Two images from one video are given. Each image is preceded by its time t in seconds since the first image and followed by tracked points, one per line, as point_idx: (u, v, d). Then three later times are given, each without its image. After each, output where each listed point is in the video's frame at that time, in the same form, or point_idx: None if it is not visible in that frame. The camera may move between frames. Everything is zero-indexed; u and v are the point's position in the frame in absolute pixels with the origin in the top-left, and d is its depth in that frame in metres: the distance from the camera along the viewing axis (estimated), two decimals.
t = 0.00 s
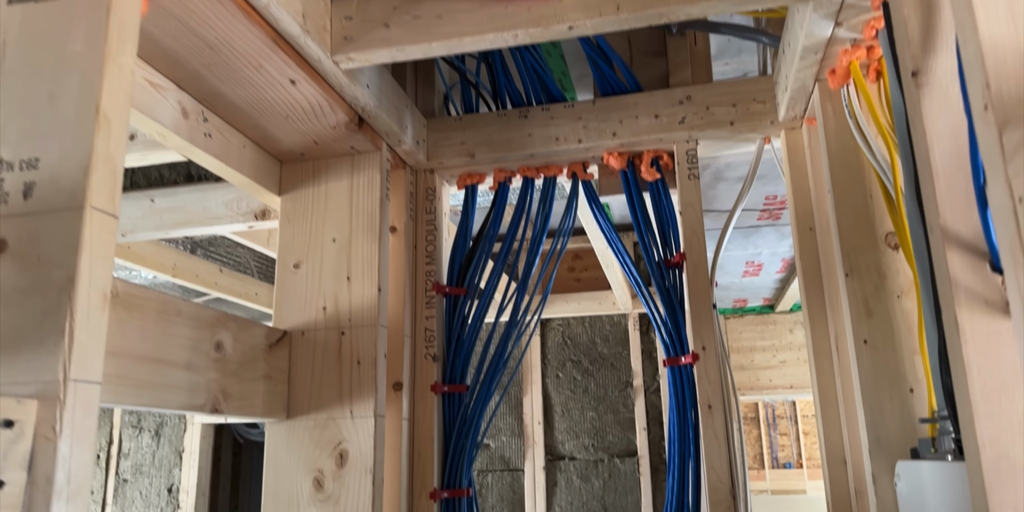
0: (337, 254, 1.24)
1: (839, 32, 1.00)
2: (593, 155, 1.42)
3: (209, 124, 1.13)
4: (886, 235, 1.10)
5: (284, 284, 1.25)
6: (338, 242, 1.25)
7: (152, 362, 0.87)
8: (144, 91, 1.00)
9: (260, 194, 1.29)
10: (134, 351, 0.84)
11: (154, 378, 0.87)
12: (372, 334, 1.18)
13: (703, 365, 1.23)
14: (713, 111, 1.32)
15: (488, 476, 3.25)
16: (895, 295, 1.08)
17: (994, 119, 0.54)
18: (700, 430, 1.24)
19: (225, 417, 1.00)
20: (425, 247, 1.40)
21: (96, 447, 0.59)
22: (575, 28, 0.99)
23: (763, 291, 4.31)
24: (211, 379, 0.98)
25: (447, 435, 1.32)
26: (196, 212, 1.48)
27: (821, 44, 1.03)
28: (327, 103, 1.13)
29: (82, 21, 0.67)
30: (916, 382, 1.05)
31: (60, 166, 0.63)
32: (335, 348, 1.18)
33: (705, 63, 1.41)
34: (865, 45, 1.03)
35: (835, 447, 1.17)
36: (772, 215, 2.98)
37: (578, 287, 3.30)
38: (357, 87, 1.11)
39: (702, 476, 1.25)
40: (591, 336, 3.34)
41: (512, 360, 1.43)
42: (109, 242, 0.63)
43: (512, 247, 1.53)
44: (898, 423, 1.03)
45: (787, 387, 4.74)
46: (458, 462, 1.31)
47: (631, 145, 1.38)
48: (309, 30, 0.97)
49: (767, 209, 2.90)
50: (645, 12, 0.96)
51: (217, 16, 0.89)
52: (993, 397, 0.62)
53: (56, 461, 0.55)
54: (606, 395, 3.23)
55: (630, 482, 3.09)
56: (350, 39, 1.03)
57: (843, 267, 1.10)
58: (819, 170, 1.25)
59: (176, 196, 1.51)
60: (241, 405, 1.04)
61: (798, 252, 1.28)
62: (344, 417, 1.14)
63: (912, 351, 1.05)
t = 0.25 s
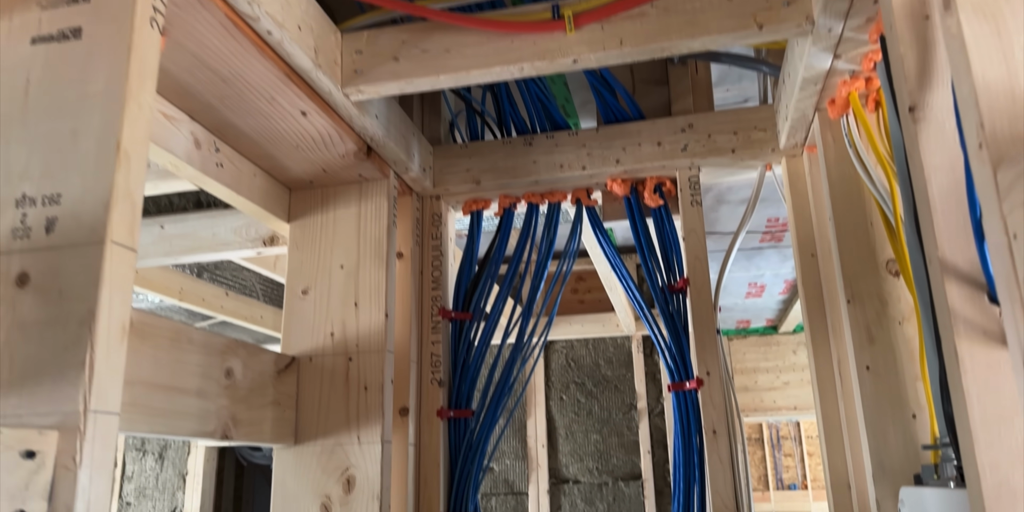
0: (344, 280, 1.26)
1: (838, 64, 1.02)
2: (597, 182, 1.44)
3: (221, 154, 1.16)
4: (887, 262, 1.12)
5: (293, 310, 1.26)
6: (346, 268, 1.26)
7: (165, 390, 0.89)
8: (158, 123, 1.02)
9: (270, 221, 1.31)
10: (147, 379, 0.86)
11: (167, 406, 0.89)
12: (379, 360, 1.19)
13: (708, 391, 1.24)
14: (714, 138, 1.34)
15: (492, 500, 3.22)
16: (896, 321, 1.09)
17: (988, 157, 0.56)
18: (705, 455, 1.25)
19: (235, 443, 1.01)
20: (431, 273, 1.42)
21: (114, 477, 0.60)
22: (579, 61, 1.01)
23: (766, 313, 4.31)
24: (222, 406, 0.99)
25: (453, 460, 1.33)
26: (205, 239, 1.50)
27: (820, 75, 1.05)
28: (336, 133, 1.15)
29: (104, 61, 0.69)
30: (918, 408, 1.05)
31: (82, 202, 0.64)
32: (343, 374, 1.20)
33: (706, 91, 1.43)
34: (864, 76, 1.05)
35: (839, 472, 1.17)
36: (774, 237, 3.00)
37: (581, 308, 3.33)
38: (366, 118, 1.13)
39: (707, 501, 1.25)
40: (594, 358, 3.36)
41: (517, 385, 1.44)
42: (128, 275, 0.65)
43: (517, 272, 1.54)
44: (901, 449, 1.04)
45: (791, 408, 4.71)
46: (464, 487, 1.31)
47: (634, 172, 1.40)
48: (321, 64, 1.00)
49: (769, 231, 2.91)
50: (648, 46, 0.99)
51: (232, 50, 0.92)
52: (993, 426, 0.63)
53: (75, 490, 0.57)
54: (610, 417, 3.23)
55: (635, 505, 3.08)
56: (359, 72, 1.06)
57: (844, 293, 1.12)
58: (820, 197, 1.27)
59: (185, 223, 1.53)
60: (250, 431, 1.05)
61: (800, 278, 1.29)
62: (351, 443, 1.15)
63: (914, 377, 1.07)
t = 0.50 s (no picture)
0: (351, 307, 1.27)
1: (838, 95, 1.04)
2: (600, 208, 1.46)
3: (231, 184, 1.18)
4: (889, 289, 1.13)
5: (300, 337, 1.27)
6: (353, 294, 1.27)
7: (175, 418, 0.89)
8: (171, 155, 1.04)
9: (278, 248, 1.32)
10: (158, 407, 0.87)
11: (177, 434, 0.89)
12: (386, 387, 1.19)
13: (713, 417, 1.24)
14: (716, 166, 1.36)
15: None
16: (899, 348, 1.10)
17: (985, 192, 0.57)
18: (710, 481, 1.25)
19: (243, 471, 1.02)
20: (436, 299, 1.43)
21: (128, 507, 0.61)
22: (583, 93, 1.03)
23: (769, 335, 4.31)
24: (230, 433, 1.00)
25: (458, 486, 1.33)
26: (213, 265, 1.52)
27: (820, 106, 1.07)
28: (345, 162, 1.17)
29: (122, 98, 0.71)
30: (923, 435, 1.06)
31: (99, 235, 0.66)
32: (349, 400, 1.20)
33: (708, 119, 1.45)
34: (863, 106, 1.06)
35: (845, 499, 1.17)
36: (777, 260, 3.01)
37: (585, 331, 3.33)
38: (374, 147, 1.15)
39: None
40: (598, 382, 3.36)
41: (522, 410, 1.44)
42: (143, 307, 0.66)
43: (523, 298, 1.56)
44: (906, 476, 1.04)
45: (796, 430, 4.68)
46: None
47: (637, 199, 1.41)
48: (331, 97, 1.02)
49: (771, 254, 2.92)
50: (650, 78, 1.01)
51: (244, 84, 0.94)
52: (997, 457, 0.64)
53: None
54: (614, 441, 3.22)
55: None
56: (368, 104, 1.08)
57: (847, 320, 1.13)
58: (821, 224, 1.28)
59: (193, 249, 1.55)
60: (258, 458, 1.06)
61: (804, 304, 1.30)
62: (357, 470, 1.15)
63: (918, 404, 1.07)
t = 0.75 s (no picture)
0: (354, 338, 1.27)
1: (836, 127, 1.05)
2: (602, 237, 1.46)
3: (235, 215, 1.19)
4: (890, 320, 1.13)
5: (302, 367, 1.28)
6: (355, 324, 1.28)
7: (178, 451, 0.89)
8: (177, 188, 1.06)
9: (282, 278, 1.33)
10: (161, 441, 0.87)
11: (180, 467, 0.89)
12: (388, 417, 1.19)
13: (716, 448, 1.24)
14: (717, 195, 1.37)
15: None
16: (901, 378, 1.10)
17: (981, 230, 0.58)
18: None
19: (245, 503, 1.02)
20: (439, 328, 1.43)
21: None
22: (584, 126, 1.05)
23: (772, 359, 4.29)
24: (233, 465, 1.00)
25: None
26: (216, 294, 1.53)
27: (819, 137, 1.08)
28: (348, 193, 1.19)
29: (130, 136, 0.72)
30: (926, 466, 1.05)
31: (106, 272, 0.67)
32: (351, 431, 1.20)
33: (708, 149, 1.47)
34: (861, 138, 1.07)
35: None
36: (779, 285, 3.00)
37: (588, 356, 3.33)
38: (377, 179, 1.17)
39: None
40: (601, 408, 3.35)
41: (525, 440, 1.43)
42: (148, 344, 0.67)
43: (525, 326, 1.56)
44: (910, 508, 1.04)
45: (802, 454, 4.58)
46: None
47: (639, 228, 1.42)
48: (335, 130, 1.04)
49: (773, 279, 2.93)
50: (650, 111, 1.02)
51: (250, 119, 0.96)
52: (1000, 493, 0.64)
53: None
54: (618, 469, 3.19)
55: None
56: (372, 136, 1.10)
57: (849, 351, 1.13)
58: (822, 253, 1.29)
59: (197, 278, 1.56)
60: (260, 490, 1.06)
61: (805, 333, 1.30)
62: (359, 501, 1.15)
63: (921, 435, 1.06)
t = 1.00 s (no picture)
0: (357, 366, 1.27)
1: (835, 157, 1.06)
2: (604, 264, 1.47)
3: (240, 245, 1.20)
4: (892, 349, 1.13)
5: (305, 396, 1.28)
6: (359, 353, 1.28)
7: (181, 483, 0.89)
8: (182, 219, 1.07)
9: (285, 306, 1.34)
10: (164, 472, 0.87)
11: (183, 498, 0.89)
12: (390, 447, 1.19)
13: (720, 477, 1.24)
14: (718, 223, 1.37)
15: None
16: (904, 407, 1.09)
17: (979, 265, 0.58)
18: None
19: None
20: (442, 356, 1.43)
21: None
22: (585, 156, 1.06)
23: (777, 383, 4.26)
24: (236, 496, 1.00)
25: None
26: (220, 321, 1.53)
27: (818, 167, 1.09)
28: (352, 222, 1.20)
29: (137, 172, 0.73)
30: (932, 496, 1.04)
31: (112, 307, 0.68)
32: (354, 460, 1.20)
33: (709, 177, 1.48)
34: (861, 167, 1.07)
35: None
36: (783, 308, 3.00)
37: (591, 381, 3.31)
38: (381, 208, 1.18)
39: None
40: (605, 433, 3.33)
41: (528, 469, 1.43)
42: (153, 378, 0.67)
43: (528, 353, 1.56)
44: None
45: (808, 479, 4.52)
46: None
47: (641, 255, 1.42)
48: (339, 162, 1.05)
49: (777, 303, 2.92)
50: (651, 142, 1.03)
51: (255, 152, 0.97)
52: None
53: None
54: (622, 495, 3.18)
55: None
56: (376, 167, 1.11)
57: (852, 379, 1.13)
58: (824, 280, 1.29)
59: (201, 306, 1.56)
60: None
61: (808, 361, 1.30)
62: None
63: (926, 464, 1.06)
